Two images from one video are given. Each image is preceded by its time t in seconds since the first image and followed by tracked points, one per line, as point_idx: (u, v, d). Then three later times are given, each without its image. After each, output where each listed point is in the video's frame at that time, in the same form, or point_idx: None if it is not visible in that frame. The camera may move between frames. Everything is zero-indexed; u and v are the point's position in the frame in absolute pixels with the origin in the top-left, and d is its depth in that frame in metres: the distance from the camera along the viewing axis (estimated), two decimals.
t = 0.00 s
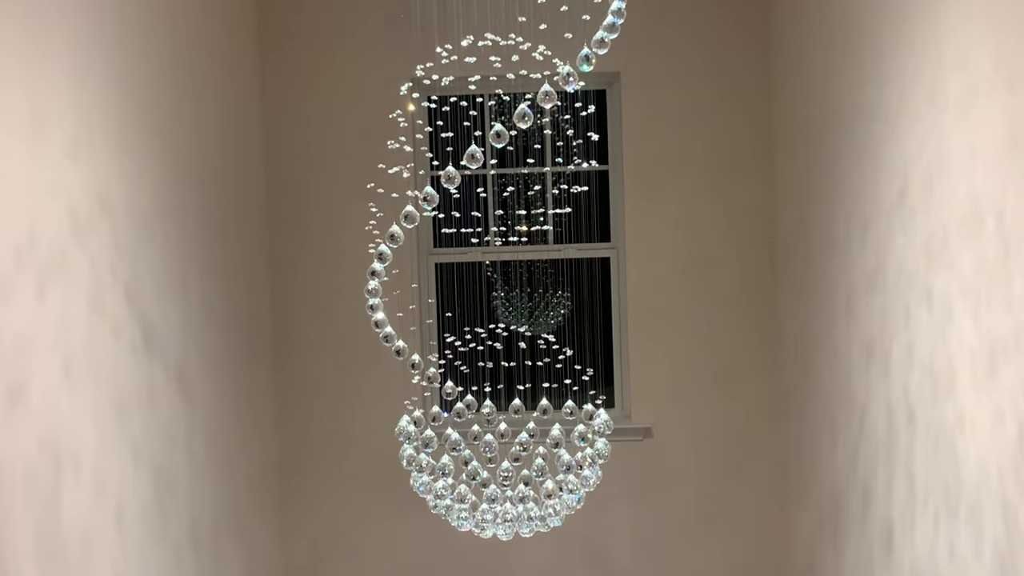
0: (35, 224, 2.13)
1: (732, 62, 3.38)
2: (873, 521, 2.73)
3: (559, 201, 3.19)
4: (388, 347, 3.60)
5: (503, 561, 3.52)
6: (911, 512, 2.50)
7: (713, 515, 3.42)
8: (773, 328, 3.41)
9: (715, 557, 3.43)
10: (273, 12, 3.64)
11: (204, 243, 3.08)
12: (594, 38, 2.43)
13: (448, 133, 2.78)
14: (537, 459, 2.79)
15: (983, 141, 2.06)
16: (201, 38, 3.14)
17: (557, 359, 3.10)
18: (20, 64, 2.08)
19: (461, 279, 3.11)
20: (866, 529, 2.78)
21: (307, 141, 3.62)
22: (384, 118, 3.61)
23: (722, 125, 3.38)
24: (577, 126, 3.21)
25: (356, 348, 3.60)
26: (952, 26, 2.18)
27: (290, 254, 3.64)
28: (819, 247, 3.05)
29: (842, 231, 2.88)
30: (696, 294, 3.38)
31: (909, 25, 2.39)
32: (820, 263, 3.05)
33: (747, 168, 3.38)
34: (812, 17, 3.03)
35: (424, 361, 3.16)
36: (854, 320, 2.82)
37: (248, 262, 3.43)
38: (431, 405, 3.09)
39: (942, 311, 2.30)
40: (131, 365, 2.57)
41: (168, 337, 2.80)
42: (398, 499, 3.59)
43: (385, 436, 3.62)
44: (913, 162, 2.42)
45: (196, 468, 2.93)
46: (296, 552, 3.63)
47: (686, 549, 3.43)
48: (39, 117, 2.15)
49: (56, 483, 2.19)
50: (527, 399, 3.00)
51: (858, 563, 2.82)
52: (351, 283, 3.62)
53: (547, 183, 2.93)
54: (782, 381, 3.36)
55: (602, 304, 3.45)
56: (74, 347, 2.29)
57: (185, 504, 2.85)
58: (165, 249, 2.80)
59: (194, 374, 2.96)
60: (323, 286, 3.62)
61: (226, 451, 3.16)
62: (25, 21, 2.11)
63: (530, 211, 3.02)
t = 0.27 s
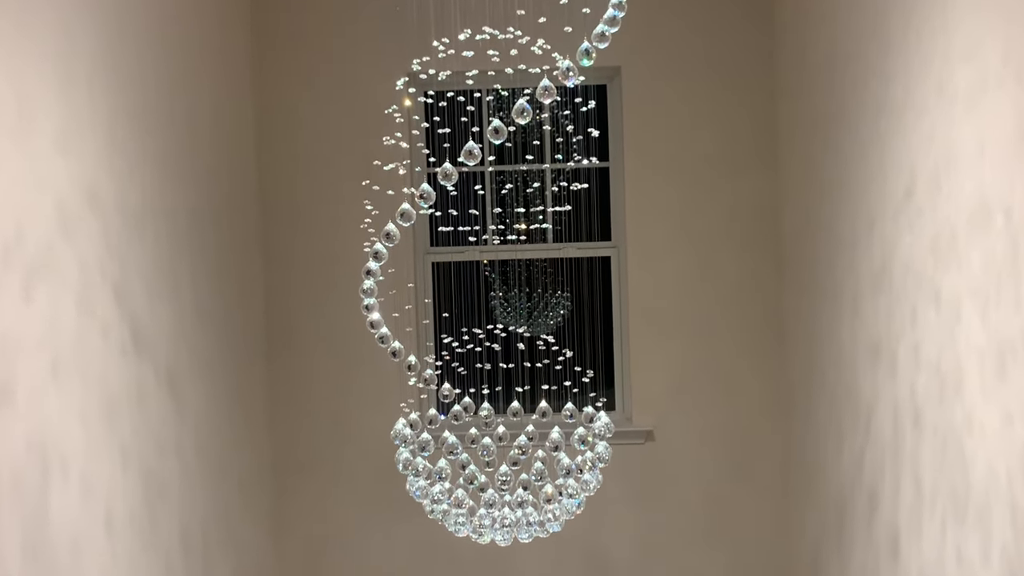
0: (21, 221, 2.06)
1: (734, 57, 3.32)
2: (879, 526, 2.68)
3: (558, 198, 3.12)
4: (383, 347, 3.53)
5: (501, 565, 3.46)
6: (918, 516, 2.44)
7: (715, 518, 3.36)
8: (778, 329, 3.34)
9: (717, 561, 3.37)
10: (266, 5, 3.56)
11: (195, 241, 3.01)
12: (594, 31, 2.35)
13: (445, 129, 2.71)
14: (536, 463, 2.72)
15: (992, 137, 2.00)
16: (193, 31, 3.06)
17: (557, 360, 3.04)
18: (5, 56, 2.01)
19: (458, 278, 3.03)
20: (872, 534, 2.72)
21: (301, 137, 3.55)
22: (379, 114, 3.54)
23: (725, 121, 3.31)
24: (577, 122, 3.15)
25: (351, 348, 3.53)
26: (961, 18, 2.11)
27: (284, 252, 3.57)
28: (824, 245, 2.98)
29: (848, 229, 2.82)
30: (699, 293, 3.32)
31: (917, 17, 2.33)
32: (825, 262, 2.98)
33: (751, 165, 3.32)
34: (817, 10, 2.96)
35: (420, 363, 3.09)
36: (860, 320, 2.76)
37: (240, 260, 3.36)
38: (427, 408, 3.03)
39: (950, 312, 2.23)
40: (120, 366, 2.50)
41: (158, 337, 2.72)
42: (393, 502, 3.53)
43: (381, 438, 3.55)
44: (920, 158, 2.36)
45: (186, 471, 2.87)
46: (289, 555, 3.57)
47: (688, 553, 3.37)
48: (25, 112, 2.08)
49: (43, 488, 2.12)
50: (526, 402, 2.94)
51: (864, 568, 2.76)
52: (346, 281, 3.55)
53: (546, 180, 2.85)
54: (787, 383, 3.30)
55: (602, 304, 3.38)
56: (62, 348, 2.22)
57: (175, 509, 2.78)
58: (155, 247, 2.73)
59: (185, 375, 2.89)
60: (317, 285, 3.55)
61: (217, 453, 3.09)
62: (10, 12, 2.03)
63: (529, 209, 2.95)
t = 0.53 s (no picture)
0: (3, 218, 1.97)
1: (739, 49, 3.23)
2: (889, 533, 2.59)
3: (558, 195, 3.03)
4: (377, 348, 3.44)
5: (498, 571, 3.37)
6: (930, 524, 2.35)
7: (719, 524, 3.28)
8: (784, 329, 3.26)
9: (721, 568, 3.28)
10: None
11: (184, 239, 2.92)
12: (595, 22, 2.26)
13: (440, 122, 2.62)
14: (535, 467, 2.64)
15: (1006, 131, 1.91)
16: (181, 22, 2.97)
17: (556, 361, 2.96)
18: None
19: (455, 277, 2.93)
20: (882, 541, 2.63)
21: (293, 132, 3.46)
22: (373, 108, 3.45)
23: (729, 115, 3.22)
24: (578, 116, 3.06)
25: (344, 349, 3.44)
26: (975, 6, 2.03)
27: (275, 250, 3.47)
28: (832, 243, 2.90)
29: (857, 226, 2.73)
30: (704, 292, 3.23)
31: (930, 5, 2.24)
32: (833, 261, 2.89)
33: (756, 161, 3.23)
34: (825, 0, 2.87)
35: (415, 365, 2.99)
36: (870, 321, 2.67)
37: (229, 259, 3.27)
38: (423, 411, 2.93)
39: (962, 312, 2.15)
40: (106, 369, 2.41)
41: (145, 338, 2.63)
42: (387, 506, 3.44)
43: (375, 441, 3.47)
44: (931, 153, 2.27)
45: (174, 476, 2.78)
46: (281, 561, 3.48)
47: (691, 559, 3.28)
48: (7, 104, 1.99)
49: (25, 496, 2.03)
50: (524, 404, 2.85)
51: None
52: (339, 280, 3.46)
53: (546, 175, 2.75)
54: (794, 385, 3.22)
55: (603, 304, 3.29)
56: (45, 350, 2.13)
57: (163, 515, 2.69)
58: (142, 245, 2.64)
59: (174, 377, 2.80)
60: (309, 284, 3.46)
61: (206, 457, 3.00)
62: None
63: (528, 205, 2.86)
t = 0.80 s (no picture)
0: None
1: (739, 47, 3.20)
2: (891, 533, 2.57)
3: (558, 193, 3.01)
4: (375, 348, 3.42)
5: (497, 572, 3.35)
6: (932, 524, 2.33)
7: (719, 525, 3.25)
8: (786, 329, 3.24)
9: (722, 569, 3.26)
10: None
11: (181, 238, 2.90)
12: (595, 19, 2.24)
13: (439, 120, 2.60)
14: (535, 468, 2.62)
15: (1010, 128, 1.89)
16: (178, 20, 2.95)
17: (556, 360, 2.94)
18: None
19: (454, 276, 2.91)
20: (884, 542, 2.61)
21: (291, 130, 3.44)
22: (371, 107, 3.43)
23: (730, 113, 3.20)
24: (578, 113, 3.03)
25: (343, 348, 3.43)
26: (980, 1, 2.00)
27: (273, 249, 3.45)
28: (834, 242, 2.87)
29: (859, 225, 2.71)
30: (705, 292, 3.21)
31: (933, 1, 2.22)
32: (835, 260, 2.87)
33: (758, 160, 3.21)
34: None
35: (414, 364, 2.96)
36: (872, 320, 2.65)
37: (227, 258, 3.25)
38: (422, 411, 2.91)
39: (966, 311, 2.13)
40: (102, 368, 2.39)
41: (142, 338, 2.61)
42: (386, 506, 3.42)
43: (375, 441, 3.45)
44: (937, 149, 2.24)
45: (171, 476, 2.76)
46: (278, 561, 3.46)
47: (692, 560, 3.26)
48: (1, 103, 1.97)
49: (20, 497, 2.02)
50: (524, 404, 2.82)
51: None
52: (337, 279, 3.44)
53: (545, 172, 2.72)
54: (796, 385, 3.19)
55: (604, 304, 3.27)
56: (40, 351, 2.11)
57: (160, 516, 2.67)
58: (139, 244, 2.62)
59: (170, 378, 2.78)
60: (307, 283, 3.44)
61: (203, 457, 2.98)
62: None
63: (527, 203, 2.84)
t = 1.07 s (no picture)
0: None
1: (746, 39, 3.12)
2: (903, 540, 2.48)
3: (559, 188, 2.92)
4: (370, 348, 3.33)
5: None
6: (946, 531, 2.25)
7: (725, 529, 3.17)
8: (795, 329, 3.15)
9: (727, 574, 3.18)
10: None
11: (172, 235, 2.81)
12: (598, 8, 2.15)
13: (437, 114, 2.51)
14: (536, 472, 2.53)
15: None
16: (168, 10, 2.86)
17: (558, 362, 2.86)
18: None
19: (452, 274, 2.83)
20: (896, 549, 2.52)
21: (282, 125, 3.34)
22: (367, 101, 3.34)
23: (737, 107, 3.11)
24: (580, 107, 2.95)
25: (338, 348, 3.33)
26: None
27: (263, 246, 3.35)
28: (844, 239, 2.79)
29: (870, 221, 2.62)
30: (711, 291, 3.12)
31: None
32: (845, 258, 2.79)
33: (765, 155, 3.12)
34: None
35: (410, 366, 2.91)
36: (883, 320, 2.56)
37: (218, 255, 3.15)
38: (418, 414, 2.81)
39: (979, 311, 2.05)
40: (89, 369, 2.31)
41: (130, 337, 2.53)
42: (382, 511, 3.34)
43: (371, 443, 3.36)
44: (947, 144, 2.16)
45: (162, 480, 2.67)
46: (271, 566, 3.38)
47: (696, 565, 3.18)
48: None
49: (4, 505, 1.93)
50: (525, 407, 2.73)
51: None
52: (331, 278, 3.34)
53: (547, 168, 2.64)
54: (805, 387, 3.11)
55: (607, 303, 3.18)
56: (25, 352, 2.02)
57: (150, 521, 2.59)
58: (127, 242, 2.53)
59: (160, 380, 2.69)
60: (301, 282, 3.34)
61: (194, 460, 2.90)
62: None
63: (528, 199, 2.76)
